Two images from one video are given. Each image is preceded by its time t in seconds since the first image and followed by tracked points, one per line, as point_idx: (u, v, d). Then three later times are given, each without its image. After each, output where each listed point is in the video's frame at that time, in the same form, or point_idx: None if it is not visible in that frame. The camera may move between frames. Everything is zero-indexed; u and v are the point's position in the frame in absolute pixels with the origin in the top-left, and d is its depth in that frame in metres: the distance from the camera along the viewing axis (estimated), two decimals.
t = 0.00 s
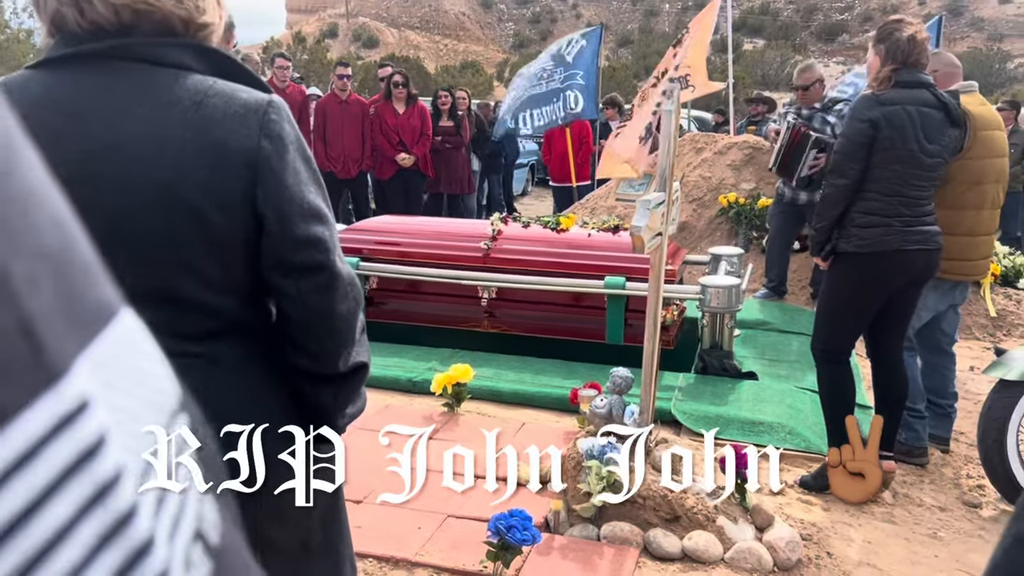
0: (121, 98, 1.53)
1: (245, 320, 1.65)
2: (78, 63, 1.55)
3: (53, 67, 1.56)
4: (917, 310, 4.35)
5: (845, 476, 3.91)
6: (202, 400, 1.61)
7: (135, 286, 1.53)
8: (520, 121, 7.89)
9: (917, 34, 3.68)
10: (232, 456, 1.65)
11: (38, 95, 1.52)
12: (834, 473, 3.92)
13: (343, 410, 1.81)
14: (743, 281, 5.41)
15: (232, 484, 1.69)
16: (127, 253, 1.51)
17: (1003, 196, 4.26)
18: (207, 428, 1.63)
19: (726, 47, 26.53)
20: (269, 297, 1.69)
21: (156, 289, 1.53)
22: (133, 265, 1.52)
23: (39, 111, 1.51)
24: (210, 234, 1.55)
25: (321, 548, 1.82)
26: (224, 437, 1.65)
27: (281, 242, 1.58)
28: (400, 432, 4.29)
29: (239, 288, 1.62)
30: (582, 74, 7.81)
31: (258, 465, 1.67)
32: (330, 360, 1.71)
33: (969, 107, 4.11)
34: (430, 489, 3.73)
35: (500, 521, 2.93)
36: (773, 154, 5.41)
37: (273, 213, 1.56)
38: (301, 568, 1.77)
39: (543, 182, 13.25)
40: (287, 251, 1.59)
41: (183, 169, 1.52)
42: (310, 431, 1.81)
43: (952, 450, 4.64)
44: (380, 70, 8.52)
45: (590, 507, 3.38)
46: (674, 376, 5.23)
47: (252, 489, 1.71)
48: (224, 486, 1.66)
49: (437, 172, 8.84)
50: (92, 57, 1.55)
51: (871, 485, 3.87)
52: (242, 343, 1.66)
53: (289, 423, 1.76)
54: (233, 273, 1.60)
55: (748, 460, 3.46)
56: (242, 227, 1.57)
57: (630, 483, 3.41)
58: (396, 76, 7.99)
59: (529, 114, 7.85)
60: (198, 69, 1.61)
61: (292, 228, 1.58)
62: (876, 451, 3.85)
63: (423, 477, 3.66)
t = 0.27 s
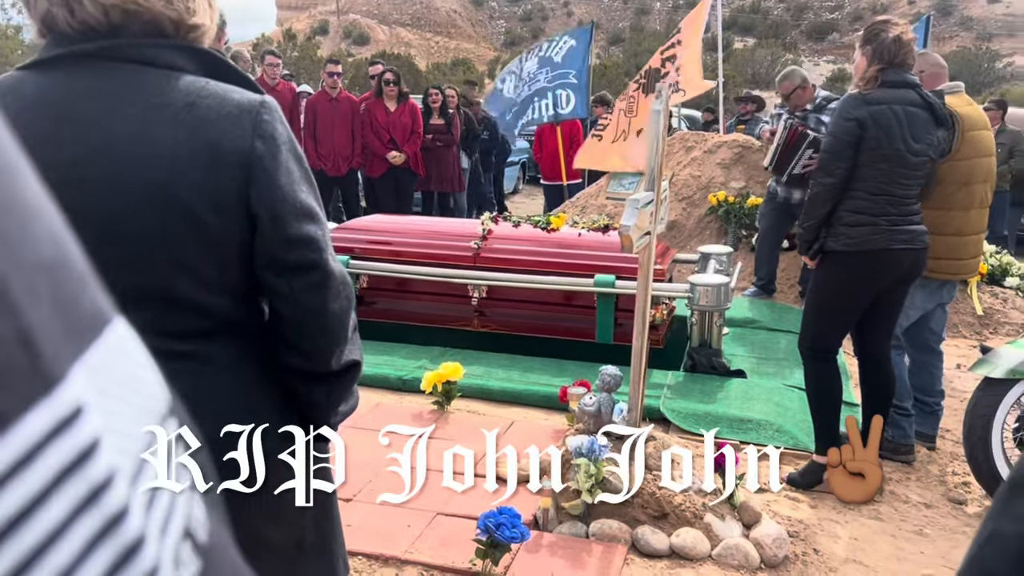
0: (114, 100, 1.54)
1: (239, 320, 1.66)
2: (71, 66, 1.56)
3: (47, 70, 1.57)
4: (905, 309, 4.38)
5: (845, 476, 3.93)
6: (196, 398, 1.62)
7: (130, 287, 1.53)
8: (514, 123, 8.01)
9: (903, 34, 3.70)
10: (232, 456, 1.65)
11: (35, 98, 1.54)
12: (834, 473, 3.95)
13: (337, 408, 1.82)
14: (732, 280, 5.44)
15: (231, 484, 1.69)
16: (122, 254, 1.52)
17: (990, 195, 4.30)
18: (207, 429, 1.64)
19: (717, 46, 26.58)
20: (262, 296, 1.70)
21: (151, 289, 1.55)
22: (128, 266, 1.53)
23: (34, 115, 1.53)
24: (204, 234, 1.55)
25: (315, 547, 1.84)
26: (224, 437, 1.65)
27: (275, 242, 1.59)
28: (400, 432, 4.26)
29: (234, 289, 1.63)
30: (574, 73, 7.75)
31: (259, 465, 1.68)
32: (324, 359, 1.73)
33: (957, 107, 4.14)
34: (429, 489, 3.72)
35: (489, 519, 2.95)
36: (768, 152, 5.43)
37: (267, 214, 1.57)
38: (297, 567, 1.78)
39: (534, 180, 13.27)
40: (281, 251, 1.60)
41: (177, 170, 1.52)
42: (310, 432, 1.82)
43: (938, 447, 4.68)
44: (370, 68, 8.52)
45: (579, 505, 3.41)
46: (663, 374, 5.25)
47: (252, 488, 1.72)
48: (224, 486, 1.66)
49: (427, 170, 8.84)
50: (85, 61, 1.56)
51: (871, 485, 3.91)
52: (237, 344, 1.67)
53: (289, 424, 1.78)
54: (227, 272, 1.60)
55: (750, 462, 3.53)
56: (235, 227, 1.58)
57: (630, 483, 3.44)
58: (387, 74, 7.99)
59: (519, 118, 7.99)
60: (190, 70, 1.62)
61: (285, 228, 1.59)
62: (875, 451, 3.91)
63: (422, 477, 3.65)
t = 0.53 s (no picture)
0: (121, 100, 1.53)
1: (244, 319, 1.66)
2: (78, 67, 1.54)
3: (52, 69, 1.55)
4: (897, 306, 4.43)
5: (845, 476, 3.97)
6: (199, 396, 1.62)
7: (137, 287, 1.53)
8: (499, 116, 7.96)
9: (892, 34, 3.73)
10: (232, 456, 1.64)
11: (40, 96, 1.52)
12: (834, 473, 3.98)
13: (338, 407, 1.82)
14: (723, 278, 5.46)
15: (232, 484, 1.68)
16: (130, 255, 1.51)
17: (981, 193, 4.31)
18: (207, 428, 1.63)
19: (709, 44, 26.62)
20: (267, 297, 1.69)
21: (158, 289, 1.54)
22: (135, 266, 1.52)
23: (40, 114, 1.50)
24: (212, 235, 1.55)
25: (316, 544, 1.84)
26: (224, 437, 1.64)
27: (282, 243, 1.59)
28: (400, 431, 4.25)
29: (240, 289, 1.63)
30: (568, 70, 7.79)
31: (259, 465, 1.67)
32: (328, 358, 1.73)
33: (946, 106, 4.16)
34: (430, 489, 3.72)
35: (481, 517, 2.96)
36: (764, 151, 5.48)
37: (275, 215, 1.57)
38: (296, 566, 1.79)
39: (526, 178, 13.28)
40: (288, 252, 1.60)
41: (184, 172, 1.52)
42: (309, 432, 1.82)
43: (928, 445, 4.71)
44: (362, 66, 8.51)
45: (571, 503, 3.39)
46: (655, 372, 5.27)
47: (252, 489, 1.71)
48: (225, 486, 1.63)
49: (420, 169, 8.84)
50: (91, 61, 1.54)
51: (871, 485, 3.95)
52: (241, 342, 1.68)
53: (289, 424, 1.77)
54: (234, 273, 1.60)
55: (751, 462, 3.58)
56: (243, 228, 1.58)
57: (630, 483, 3.45)
58: (380, 72, 7.96)
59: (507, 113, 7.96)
60: (196, 71, 1.62)
61: (292, 229, 1.59)
62: (875, 451, 3.95)
63: (423, 477, 3.64)
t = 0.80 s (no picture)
0: (126, 101, 1.52)
1: (249, 321, 1.65)
2: (85, 67, 1.54)
3: (60, 69, 1.55)
4: (889, 304, 4.44)
5: (845, 476, 3.87)
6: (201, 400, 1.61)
7: (141, 287, 1.53)
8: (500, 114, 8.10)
9: (884, 32, 3.73)
10: (232, 457, 1.62)
11: (48, 96, 1.52)
12: (834, 473, 3.88)
13: (340, 408, 1.81)
14: (717, 276, 5.47)
15: (231, 484, 1.66)
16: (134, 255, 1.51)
17: (972, 190, 4.33)
18: (207, 429, 1.62)
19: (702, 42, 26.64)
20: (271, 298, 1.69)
21: (162, 290, 1.53)
22: (139, 265, 1.52)
23: (46, 113, 1.51)
24: (217, 236, 1.54)
25: (318, 543, 1.82)
26: (224, 436, 1.63)
27: (288, 246, 1.58)
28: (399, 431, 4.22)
29: (245, 290, 1.62)
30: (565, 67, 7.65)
31: (259, 464, 1.64)
32: (331, 360, 1.72)
33: (937, 104, 4.18)
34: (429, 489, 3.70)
35: (474, 515, 2.96)
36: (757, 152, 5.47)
37: (280, 218, 1.56)
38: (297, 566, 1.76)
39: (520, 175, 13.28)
40: (292, 254, 1.59)
41: (190, 173, 1.51)
42: (310, 432, 1.79)
43: (920, 442, 4.72)
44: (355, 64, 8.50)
45: (564, 500, 3.40)
46: (648, 370, 5.28)
47: (252, 489, 1.69)
48: (224, 486, 1.64)
49: (413, 167, 8.82)
50: (99, 61, 1.54)
51: (871, 485, 3.87)
52: (247, 343, 1.66)
53: (289, 424, 1.75)
54: (238, 274, 1.59)
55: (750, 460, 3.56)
56: (247, 230, 1.57)
57: (629, 483, 3.43)
58: (374, 70, 7.88)
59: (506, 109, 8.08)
60: (202, 72, 1.61)
61: (297, 232, 1.58)
62: (875, 451, 3.81)
63: (422, 477, 3.62)
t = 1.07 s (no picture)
0: (126, 98, 1.51)
1: (248, 321, 1.63)
2: (87, 63, 1.53)
3: (61, 64, 1.54)
4: (886, 302, 4.43)
5: (845, 477, 3.65)
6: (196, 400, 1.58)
7: (139, 285, 1.51)
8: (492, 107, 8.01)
9: (880, 29, 3.72)
10: (232, 456, 1.61)
11: (47, 91, 1.51)
12: (834, 474, 3.67)
13: (337, 410, 1.78)
14: (713, 274, 5.46)
15: (231, 484, 1.66)
16: (131, 254, 1.49)
17: (969, 187, 4.32)
18: (207, 428, 1.60)
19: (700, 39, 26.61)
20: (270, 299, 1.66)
21: (159, 289, 1.52)
22: (137, 264, 1.50)
23: (46, 108, 1.50)
24: (216, 235, 1.53)
25: (312, 545, 1.78)
26: (224, 436, 1.62)
27: (287, 246, 1.55)
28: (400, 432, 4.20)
29: (243, 290, 1.60)
30: (561, 65, 7.68)
31: (259, 464, 1.62)
32: (329, 361, 1.70)
33: (933, 100, 4.17)
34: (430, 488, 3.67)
35: (469, 514, 2.95)
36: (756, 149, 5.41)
37: (280, 218, 1.54)
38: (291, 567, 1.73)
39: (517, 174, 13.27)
40: (291, 255, 1.56)
41: (190, 171, 1.50)
42: (309, 432, 1.79)
43: (917, 440, 4.71)
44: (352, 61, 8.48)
45: (560, 498, 3.39)
46: (645, 368, 5.27)
47: (252, 488, 1.66)
48: (225, 486, 1.65)
49: (410, 164, 8.80)
50: (101, 57, 1.53)
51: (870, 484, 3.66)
52: (245, 343, 1.64)
53: (289, 424, 1.73)
54: (237, 274, 1.57)
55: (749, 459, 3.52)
56: (247, 230, 1.55)
57: (629, 483, 3.42)
58: (370, 67, 7.90)
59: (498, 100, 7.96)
60: (204, 70, 1.59)
61: (297, 232, 1.55)
62: (874, 453, 3.56)
63: (423, 476, 3.60)
